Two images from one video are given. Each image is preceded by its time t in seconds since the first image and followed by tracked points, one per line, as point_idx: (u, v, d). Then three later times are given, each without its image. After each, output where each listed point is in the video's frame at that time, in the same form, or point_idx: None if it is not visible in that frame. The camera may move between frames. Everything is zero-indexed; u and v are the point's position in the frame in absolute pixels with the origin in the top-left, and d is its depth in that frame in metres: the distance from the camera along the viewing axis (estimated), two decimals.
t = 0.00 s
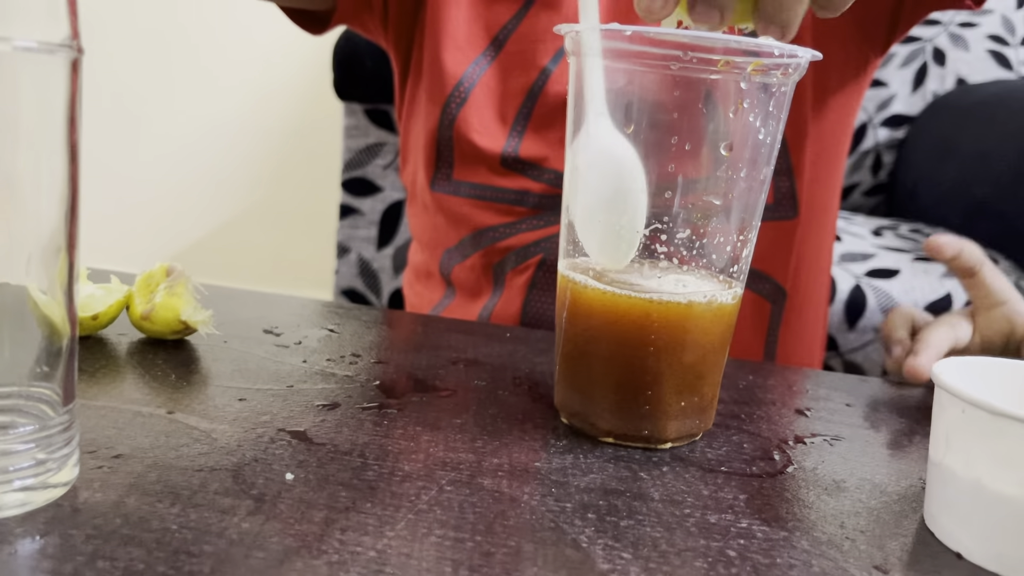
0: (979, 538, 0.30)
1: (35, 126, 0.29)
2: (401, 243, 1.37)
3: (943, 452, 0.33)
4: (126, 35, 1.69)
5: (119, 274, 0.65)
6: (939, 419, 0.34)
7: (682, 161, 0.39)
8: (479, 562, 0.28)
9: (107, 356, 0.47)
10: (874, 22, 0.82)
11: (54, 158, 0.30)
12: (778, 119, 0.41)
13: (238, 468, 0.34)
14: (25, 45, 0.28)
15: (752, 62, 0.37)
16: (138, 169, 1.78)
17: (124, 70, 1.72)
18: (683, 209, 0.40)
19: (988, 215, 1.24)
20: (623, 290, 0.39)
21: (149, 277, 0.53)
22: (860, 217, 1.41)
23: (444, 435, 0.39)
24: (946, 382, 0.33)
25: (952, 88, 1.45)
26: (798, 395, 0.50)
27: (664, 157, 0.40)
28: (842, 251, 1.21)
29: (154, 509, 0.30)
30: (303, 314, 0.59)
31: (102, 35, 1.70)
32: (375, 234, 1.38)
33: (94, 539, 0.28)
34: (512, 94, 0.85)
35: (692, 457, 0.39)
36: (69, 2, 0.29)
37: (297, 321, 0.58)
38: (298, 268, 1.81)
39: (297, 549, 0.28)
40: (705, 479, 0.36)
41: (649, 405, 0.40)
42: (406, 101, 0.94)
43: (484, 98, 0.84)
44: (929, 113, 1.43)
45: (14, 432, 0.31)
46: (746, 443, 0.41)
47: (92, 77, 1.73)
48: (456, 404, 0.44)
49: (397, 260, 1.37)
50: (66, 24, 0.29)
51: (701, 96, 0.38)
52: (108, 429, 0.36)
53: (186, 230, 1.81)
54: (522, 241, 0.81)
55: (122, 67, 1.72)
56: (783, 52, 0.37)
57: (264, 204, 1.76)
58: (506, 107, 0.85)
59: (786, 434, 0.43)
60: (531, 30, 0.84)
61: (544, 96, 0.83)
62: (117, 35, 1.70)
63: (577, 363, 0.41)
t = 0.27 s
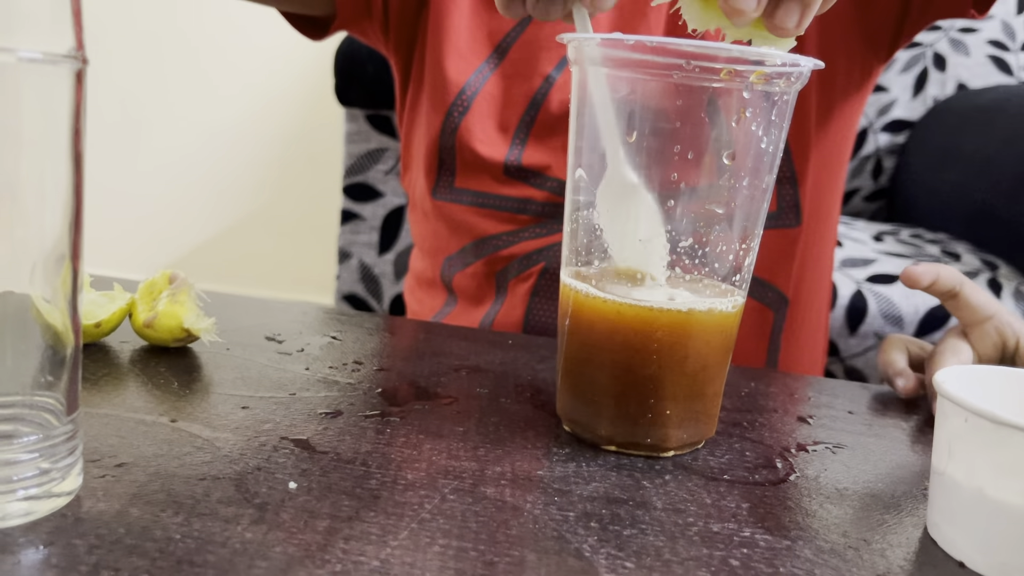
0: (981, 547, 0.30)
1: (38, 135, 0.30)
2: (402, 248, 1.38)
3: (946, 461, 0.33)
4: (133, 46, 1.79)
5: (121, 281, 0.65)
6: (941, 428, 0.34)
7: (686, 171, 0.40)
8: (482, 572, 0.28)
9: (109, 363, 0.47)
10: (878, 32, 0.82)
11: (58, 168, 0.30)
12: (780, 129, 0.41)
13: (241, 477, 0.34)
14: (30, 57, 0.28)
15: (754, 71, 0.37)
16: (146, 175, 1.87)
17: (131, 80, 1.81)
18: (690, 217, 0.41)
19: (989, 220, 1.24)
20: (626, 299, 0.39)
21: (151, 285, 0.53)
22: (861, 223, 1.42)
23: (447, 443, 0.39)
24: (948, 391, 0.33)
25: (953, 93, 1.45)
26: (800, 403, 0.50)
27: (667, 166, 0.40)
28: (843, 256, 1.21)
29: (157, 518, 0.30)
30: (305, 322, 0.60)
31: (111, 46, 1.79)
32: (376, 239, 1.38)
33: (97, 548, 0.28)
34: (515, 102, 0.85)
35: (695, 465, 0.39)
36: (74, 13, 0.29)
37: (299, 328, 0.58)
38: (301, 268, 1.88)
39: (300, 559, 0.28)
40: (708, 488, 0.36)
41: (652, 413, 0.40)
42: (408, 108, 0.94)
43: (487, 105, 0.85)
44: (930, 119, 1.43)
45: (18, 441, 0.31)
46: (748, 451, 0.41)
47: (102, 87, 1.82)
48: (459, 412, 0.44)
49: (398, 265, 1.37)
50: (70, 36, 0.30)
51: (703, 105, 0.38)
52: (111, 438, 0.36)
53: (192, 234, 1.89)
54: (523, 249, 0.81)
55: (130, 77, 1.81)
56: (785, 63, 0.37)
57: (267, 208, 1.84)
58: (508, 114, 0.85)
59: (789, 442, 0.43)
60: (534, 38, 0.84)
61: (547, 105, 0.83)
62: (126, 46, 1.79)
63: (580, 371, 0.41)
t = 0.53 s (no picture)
0: (978, 554, 0.30)
1: (37, 145, 0.30)
2: (402, 253, 1.38)
3: (942, 468, 0.33)
4: (134, 51, 1.79)
5: (120, 286, 0.65)
6: (938, 435, 0.34)
7: (682, 176, 0.40)
8: None
9: (108, 370, 0.47)
10: (880, 39, 0.83)
11: (57, 177, 0.30)
12: (777, 136, 0.41)
13: (239, 484, 0.34)
14: (28, 66, 0.28)
15: (751, 79, 0.37)
16: (145, 179, 1.87)
17: (131, 84, 1.82)
18: (689, 222, 0.41)
19: (989, 225, 1.24)
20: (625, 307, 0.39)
21: (151, 290, 0.53)
22: (861, 227, 1.42)
23: (444, 450, 0.39)
24: (944, 399, 0.33)
25: (952, 97, 1.45)
26: (798, 409, 0.50)
27: (664, 173, 0.40)
28: (842, 261, 1.21)
29: (155, 526, 0.30)
30: (304, 327, 0.60)
31: (111, 50, 1.80)
32: (376, 243, 1.39)
33: (94, 556, 0.28)
34: (514, 109, 0.85)
35: (692, 472, 0.39)
36: (73, 24, 0.30)
37: (298, 334, 0.58)
38: (302, 272, 1.89)
39: (297, 566, 0.28)
40: (705, 494, 0.37)
41: (649, 419, 0.40)
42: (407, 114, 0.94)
43: (486, 112, 0.85)
44: (930, 123, 1.43)
45: (15, 448, 0.31)
46: (745, 458, 0.41)
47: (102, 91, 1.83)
48: (456, 418, 0.44)
49: (398, 269, 1.37)
50: (69, 46, 0.30)
51: (700, 112, 0.39)
52: (109, 445, 0.37)
53: (191, 238, 1.89)
54: (522, 256, 0.82)
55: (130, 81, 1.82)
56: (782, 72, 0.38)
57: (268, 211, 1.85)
58: (506, 121, 0.85)
59: (786, 448, 0.43)
60: (534, 45, 0.84)
61: (546, 112, 0.83)
62: (126, 50, 1.79)
63: (577, 378, 0.41)
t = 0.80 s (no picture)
0: (986, 559, 0.30)
1: (42, 147, 0.30)
2: (404, 256, 1.38)
3: (949, 472, 0.33)
4: (136, 55, 1.81)
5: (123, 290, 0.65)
6: (944, 439, 0.34)
7: (687, 180, 0.40)
8: None
9: (112, 374, 0.47)
10: (881, 42, 0.83)
11: (62, 179, 0.30)
12: (782, 139, 0.41)
13: (243, 488, 0.34)
14: (33, 69, 0.28)
15: (757, 82, 0.37)
16: (147, 181, 1.88)
17: (134, 88, 1.83)
18: (693, 224, 0.41)
19: (992, 228, 1.24)
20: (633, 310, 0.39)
21: (154, 294, 0.53)
22: (863, 230, 1.41)
23: (448, 454, 0.39)
24: (951, 402, 0.33)
25: (954, 100, 1.45)
26: (802, 413, 0.50)
27: (670, 176, 0.40)
28: (844, 264, 1.20)
29: (159, 530, 0.30)
30: (307, 331, 0.59)
31: (114, 54, 1.81)
32: (378, 246, 1.39)
33: (99, 561, 0.28)
34: (515, 112, 0.85)
35: (697, 476, 0.39)
36: (79, 27, 0.30)
37: (301, 337, 0.58)
38: (304, 273, 1.90)
39: (302, 571, 0.28)
40: (710, 498, 0.36)
41: (654, 423, 0.40)
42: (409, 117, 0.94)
43: (487, 115, 0.85)
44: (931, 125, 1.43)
45: (20, 453, 0.31)
46: (750, 461, 0.41)
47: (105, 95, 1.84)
48: (460, 422, 0.44)
49: (400, 272, 1.37)
50: (74, 49, 0.30)
51: (706, 116, 0.38)
52: (113, 449, 0.36)
53: (193, 240, 1.90)
54: (523, 259, 0.82)
55: (133, 84, 1.83)
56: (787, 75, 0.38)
57: (269, 213, 1.86)
58: (507, 125, 0.85)
59: (791, 451, 0.43)
60: (535, 49, 0.84)
61: (546, 115, 0.83)
62: (128, 54, 1.81)
63: (582, 381, 0.41)
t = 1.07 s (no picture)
0: (989, 565, 0.30)
1: (49, 157, 0.30)
2: (405, 259, 1.38)
3: (952, 479, 0.33)
4: (143, 62, 1.85)
5: (128, 295, 0.66)
6: (947, 446, 0.34)
7: (691, 187, 0.40)
8: None
9: (117, 380, 0.47)
10: (881, 47, 0.83)
11: (69, 189, 0.31)
12: (785, 146, 0.41)
13: (248, 495, 0.34)
14: (41, 81, 0.29)
15: (760, 90, 0.37)
16: (152, 185, 1.92)
17: (141, 94, 1.87)
18: (697, 231, 0.41)
19: (994, 231, 1.24)
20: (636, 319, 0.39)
21: (159, 299, 0.53)
22: (864, 233, 1.42)
23: (453, 460, 0.39)
24: (954, 410, 0.33)
25: (956, 102, 1.45)
26: (805, 418, 0.50)
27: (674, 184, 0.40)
28: (846, 267, 1.21)
29: (165, 538, 0.30)
30: (311, 336, 0.60)
31: (122, 61, 1.86)
32: (380, 250, 1.39)
33: (106, 568, 0.28)
34: (515, 118, 0.85)
35: (700, 482, 0.39)
36: (86, 37, 0.30)
37: (305, 343, 0.58)
38: (307, 275, 1.91)
39: None
40: (714, 505, 0.37)
41: (658, 429, 0.40)
42: (410, 123, 0.94)
43: (487, 122, 0.85)
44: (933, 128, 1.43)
45: (27, 461, 0.31)
46: (753, 467, 0.41)
47: (113, 101, 1.89)
48: (464, 428, 0.44)
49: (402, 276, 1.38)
50: (81, 60, 0.30)
51: (709, 124, 0.39)
52: (119, 455, 0.37)
53: (197, 242, 1.93)
54: (525, 264, 0.82)
55: (140, 90, 1.87)
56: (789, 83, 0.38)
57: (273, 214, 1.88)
58: (508, 131, 0.85)
59: (794, 457, 0.43)
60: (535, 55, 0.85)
61: (545, 121, 0.84)
62: (136, 61, 1.86)
63: (586, 387, 0.42)
